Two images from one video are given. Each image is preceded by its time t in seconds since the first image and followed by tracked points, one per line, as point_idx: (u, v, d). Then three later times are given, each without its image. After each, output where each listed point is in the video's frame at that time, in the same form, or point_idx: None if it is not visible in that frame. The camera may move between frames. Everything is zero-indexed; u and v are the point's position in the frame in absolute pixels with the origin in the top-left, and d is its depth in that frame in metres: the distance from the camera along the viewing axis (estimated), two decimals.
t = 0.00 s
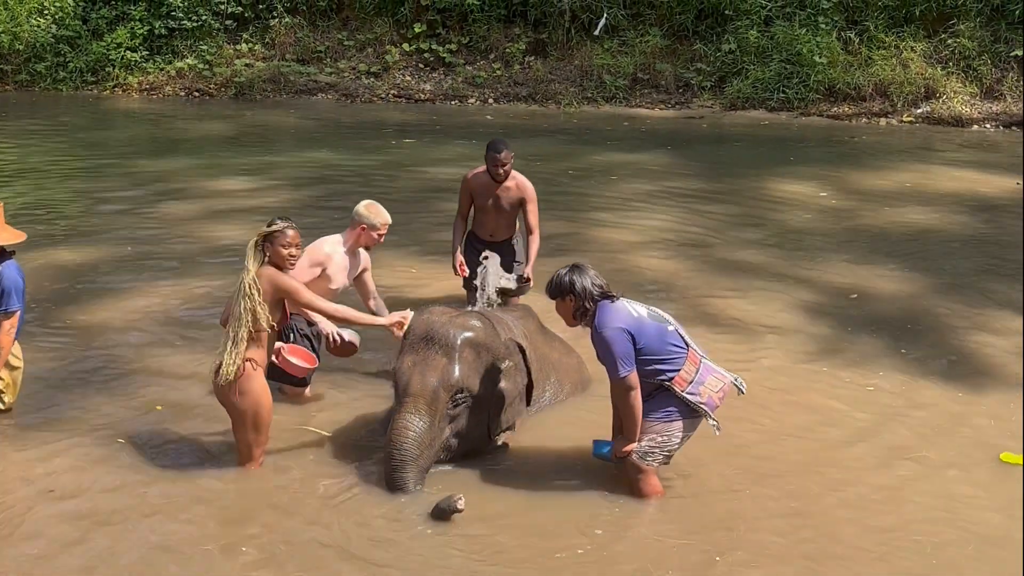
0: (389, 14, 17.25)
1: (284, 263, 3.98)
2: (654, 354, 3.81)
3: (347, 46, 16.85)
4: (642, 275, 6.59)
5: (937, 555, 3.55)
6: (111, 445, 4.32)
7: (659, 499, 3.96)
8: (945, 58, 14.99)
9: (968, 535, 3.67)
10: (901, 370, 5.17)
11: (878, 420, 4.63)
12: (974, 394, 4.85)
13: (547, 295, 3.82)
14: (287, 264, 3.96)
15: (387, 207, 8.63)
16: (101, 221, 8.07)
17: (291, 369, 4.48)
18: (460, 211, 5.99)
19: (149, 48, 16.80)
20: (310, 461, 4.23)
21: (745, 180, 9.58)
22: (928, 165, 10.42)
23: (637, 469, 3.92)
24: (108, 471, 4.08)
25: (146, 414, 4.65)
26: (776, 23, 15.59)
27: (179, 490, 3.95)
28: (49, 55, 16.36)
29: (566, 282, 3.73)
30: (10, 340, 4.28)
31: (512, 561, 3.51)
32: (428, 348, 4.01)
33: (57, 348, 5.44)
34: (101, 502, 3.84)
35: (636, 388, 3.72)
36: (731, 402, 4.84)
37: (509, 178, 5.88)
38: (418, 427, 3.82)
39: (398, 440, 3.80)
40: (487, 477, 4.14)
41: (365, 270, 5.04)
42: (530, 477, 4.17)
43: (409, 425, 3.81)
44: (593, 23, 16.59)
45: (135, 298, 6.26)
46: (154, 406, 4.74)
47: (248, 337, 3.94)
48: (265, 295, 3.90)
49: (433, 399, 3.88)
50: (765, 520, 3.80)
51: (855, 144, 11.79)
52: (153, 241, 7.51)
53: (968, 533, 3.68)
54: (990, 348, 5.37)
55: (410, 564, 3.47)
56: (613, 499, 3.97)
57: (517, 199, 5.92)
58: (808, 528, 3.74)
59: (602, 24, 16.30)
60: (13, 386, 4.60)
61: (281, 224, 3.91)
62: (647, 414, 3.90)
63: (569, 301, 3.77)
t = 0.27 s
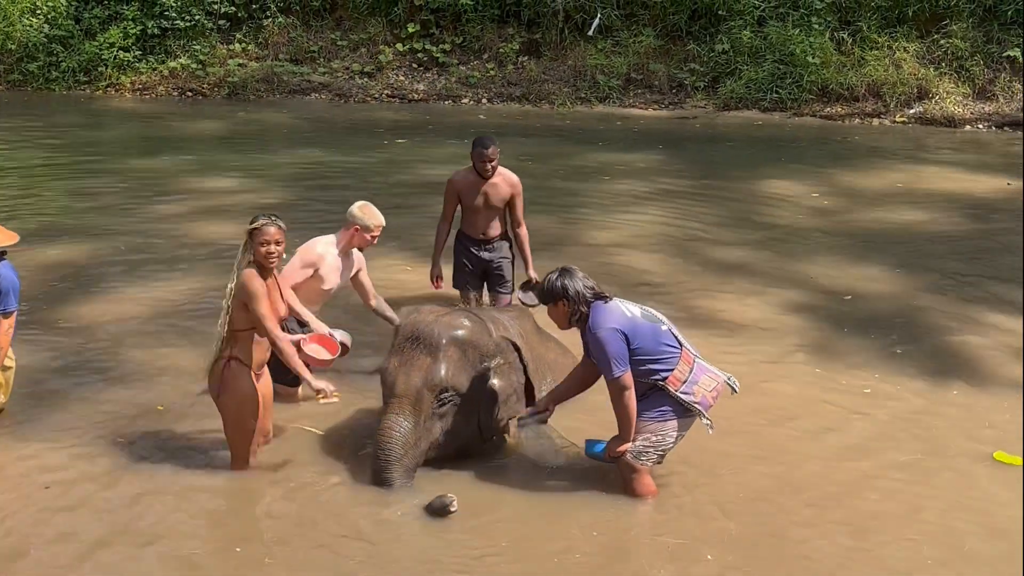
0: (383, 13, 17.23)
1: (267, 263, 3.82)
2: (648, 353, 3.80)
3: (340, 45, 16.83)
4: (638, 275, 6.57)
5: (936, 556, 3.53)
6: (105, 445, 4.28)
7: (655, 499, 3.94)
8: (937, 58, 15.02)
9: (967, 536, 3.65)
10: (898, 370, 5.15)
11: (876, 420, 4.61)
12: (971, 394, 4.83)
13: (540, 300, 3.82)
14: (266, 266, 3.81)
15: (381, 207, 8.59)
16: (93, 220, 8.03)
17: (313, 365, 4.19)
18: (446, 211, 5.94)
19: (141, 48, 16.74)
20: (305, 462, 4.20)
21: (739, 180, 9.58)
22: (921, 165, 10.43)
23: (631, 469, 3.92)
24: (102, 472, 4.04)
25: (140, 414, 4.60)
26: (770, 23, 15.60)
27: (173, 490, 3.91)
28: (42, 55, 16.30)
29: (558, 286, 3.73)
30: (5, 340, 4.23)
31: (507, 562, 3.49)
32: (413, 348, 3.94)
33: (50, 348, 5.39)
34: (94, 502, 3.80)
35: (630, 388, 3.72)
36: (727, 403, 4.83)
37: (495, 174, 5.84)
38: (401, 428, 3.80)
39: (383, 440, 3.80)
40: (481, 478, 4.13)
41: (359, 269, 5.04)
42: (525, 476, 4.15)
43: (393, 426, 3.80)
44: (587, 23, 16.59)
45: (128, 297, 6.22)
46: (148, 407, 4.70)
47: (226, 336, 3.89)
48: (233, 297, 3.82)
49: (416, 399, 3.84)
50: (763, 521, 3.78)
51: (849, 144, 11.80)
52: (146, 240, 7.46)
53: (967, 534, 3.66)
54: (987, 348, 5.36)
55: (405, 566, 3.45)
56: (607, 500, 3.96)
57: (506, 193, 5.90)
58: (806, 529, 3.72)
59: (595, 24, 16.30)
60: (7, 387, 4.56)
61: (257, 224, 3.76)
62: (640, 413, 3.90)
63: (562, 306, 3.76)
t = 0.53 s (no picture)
0: (376, 13, 17.21)
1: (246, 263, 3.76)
2: (646, 352, 3.78)
3: (333, 45, 16.81)
4: (632, 275, 6.54)
5: (933, 558, 3.50)
6: (95, 444, 4.23)
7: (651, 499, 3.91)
8: (930, 58, 15.03)
9: (964, 537, 3.62)
10: (893, 370, 5.12)
11: (871, 420, 4.58)
12: (966, 394, 4.81)
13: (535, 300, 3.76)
14: (251, 264, 3.76)
15: (374, 206, 8.55)
16: (84, 218, 7.97)
17: (320, 357, 4.21)
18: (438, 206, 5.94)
19: (134, 47, 16.67)
20: (298, 460, 4.16)
21: (732, 179, 9.57)
22: (913, 165, 10.44)
23: (627, 467, 3.87)
24: (92, 471, 3.99)
25: (130, 414, 4.56)
26: (763, 23, 15.61)
27: (164, 490, 3.87)
28: (34, 54, 16.24)
29: (555, 285, 3.67)
30: None
31: (501, 561, 3.46)
32: (401, 347, 3.89)
33: (39, 346, 5.35)
34: (84, 502, 3.76)
35: (629, 388, 3.69)
36: (722, 403, 4.80)
37: (490, 169, 5.88)
38: (390, 426, 3.78)
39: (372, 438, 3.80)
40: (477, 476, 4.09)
41: (349, 265, 4.95)
42: (518, 476, 4.12)
43: (381, 424, 3.78)
44: (580, 23, 16.58)
45: (118, 296, 6.16)
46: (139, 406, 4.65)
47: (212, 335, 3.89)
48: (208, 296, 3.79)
49: (404, 398, 3.80)
50: (759, 522, 3.75)
51: (842, 144, 11.80)
52: (137, 239, 7.41)
53: (965, 535, 3.63)
54: (982, 348, 5.34)
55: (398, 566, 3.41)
56: (604, 500, 3.92)
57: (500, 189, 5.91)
58: (802, 530, 3.69)
59: (589, 24, 16.28)
60: None
61: (242, 223, 3.72)
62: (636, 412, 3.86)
63: (559, 306, 3.71)
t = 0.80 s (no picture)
0: (371, 11, 17.19)
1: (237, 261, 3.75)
2: (647, 350, 3.78)
3: (328, 43, 16.78)
4: (628, 274, 6.50)
5: (933, 558, 3.47)
6: (88, 444, 4.19)
7: (650, 497, 3.88)
8: (924, 58, 15.04)
9: (964, 538, 3.59)
10: (891, 370, 5.10)
11: (870, 420, 4.55)
12: (964, 393, 4.79)
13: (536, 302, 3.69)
14: (240, 262, 3.73)
15: (369, 204, 8.51)
16: (77, 216, 7.91)
17: (314, 360, 4.15)
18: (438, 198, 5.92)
19: (128, 45, 16.61)
20: (294, 459, 4.13)
21: (728, 178, 9.56)
22: (907, 164, 10.45)
23: (632, 464, 3.84)
24: (88, 471, 3.95)
25: (124, 414, 4.52)
26: (758, 22, 15.61)
27: (158, 490, 3.83)
28: (28, 52, 16.18)
29: (554, 287, 3.61)
30: None
31: (502, 561, 3.44)
32: (399, 344, 3.88)
33: (33, 343, 5.31)
34: (78, 503, 3.71)
35: (635, 387, 3.66)
36: (720, 402, 4.76)
37: (496, 172, 5.89)
38: (385, 424, 3.74)
39: (365, 436, 3.74)
40: (479, 475, 4.06)
41: (349, 269, 4.71)
42: (519, 474, 4.10)
43: (377, 422, 3.74)
44: (575, 22, 16.57)
45: (111, 294, 6.11)
46: (132, 406, 4.61)
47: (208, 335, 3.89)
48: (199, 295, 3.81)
49: (400, 396, 3.78)
50: (757, 522, 3.72)
51: (836, 144, 11.80)
52: (130, 236, 7.36)
53: (964, 536, 3.60)
54: (980, 348, 5.32)
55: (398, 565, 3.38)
56: (605, 498, 3.90)
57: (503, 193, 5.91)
58: (801, 531, 3.66)
59: (584, 23, 16.27)
60: None
61: (232, 220, 3.71)
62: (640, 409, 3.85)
63: (559, 307, 3.65)
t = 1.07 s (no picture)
0: (369, 9, 17.19)
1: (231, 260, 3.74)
2: (646, 349, 3.76)
3: (326, 41, 16.77)
4: (625, 272, 6.49)
5: (928, 557, 3.46)
6: (83, 442, 4.17)
7: (646, 494, 3.89)
8: (923, 56, 15.05)
9: (958, 536, 3.58)
10: (889, 368, 5.08)
11: (867, 418, 4.54)
12: (961, 391, 4.77)
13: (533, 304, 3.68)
14: (233, 260, 3.73)
15: (367, 202, 8.50)
16: (73, 213, 7.89)
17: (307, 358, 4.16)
18: (450, 193, 5.89)
19: (126, 43, 16.59)
20: (291, 457, 4.12)
21: (726, 176, 9.55)
22: (905, 162, 10.45)
23: (627, 461, 3.85)
24: (84, 468, 3.95)
25: (120, 410, 4.50)
26: (756, 21, 15.61)
27: (154, 487, 3.82)
28: (26, 49, 16.14)
29: (556, 293, 3.59)
30: None
31: (496, 559, 3.43)
32: (399, 343, 3.88)
33: (30, 339, 5.30)
34: (72, 501, 3.70)
35: (632, 386, 3.67)
36: (716, 400, 4.75)
37: (509, 171, 5.84)
38: (387, 423, 3.73)
39: (367, 435, 3.73)
40: (475, 472, 4.06)
41: (344, 263, 4.75)
42: (515, 472, 4.10)
43: (379, 422, 3.72)
44: (574, 20, 16.57)
45: (107, 290, 6.09)
46: (128, 402, 4.59)
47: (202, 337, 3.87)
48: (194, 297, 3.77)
49: (402, 395, 3.77)
50: (752, 521, 3.71)
51: (834, 142, 11.80)
52: (127, 233, 7.34)
53: (959, 535, 3.59)
54: (977, 345, 5.30)
55: (391, 563, 3.37)
56: (600, 495, 3.90)
57: (514, 193, 5.87)
58: (796, 530, 3.64)
59: (582, 20, 16.26)
60: None
61: (226, 217, 3.71)
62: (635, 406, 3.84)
63: (563, 312, 3.64)
